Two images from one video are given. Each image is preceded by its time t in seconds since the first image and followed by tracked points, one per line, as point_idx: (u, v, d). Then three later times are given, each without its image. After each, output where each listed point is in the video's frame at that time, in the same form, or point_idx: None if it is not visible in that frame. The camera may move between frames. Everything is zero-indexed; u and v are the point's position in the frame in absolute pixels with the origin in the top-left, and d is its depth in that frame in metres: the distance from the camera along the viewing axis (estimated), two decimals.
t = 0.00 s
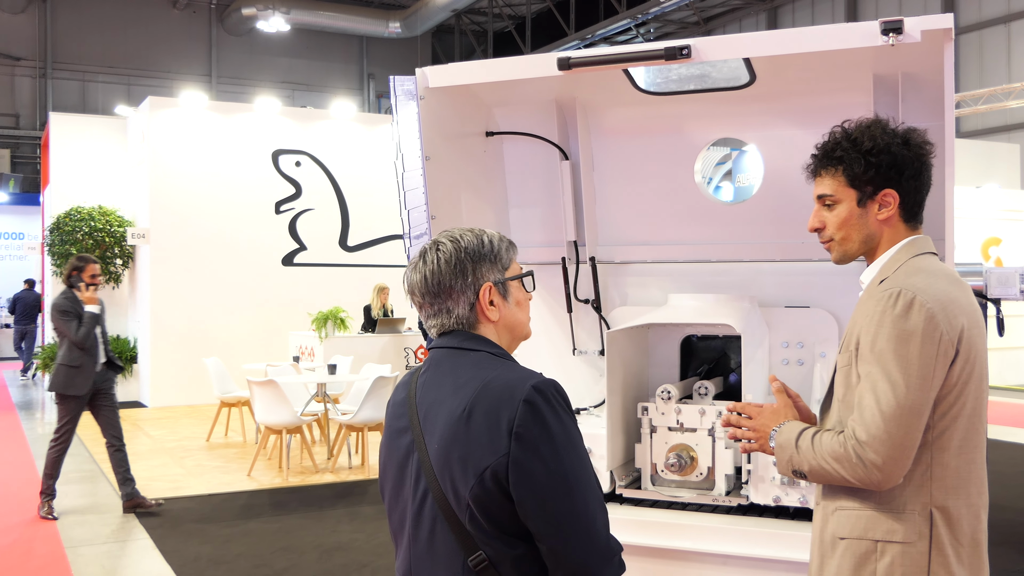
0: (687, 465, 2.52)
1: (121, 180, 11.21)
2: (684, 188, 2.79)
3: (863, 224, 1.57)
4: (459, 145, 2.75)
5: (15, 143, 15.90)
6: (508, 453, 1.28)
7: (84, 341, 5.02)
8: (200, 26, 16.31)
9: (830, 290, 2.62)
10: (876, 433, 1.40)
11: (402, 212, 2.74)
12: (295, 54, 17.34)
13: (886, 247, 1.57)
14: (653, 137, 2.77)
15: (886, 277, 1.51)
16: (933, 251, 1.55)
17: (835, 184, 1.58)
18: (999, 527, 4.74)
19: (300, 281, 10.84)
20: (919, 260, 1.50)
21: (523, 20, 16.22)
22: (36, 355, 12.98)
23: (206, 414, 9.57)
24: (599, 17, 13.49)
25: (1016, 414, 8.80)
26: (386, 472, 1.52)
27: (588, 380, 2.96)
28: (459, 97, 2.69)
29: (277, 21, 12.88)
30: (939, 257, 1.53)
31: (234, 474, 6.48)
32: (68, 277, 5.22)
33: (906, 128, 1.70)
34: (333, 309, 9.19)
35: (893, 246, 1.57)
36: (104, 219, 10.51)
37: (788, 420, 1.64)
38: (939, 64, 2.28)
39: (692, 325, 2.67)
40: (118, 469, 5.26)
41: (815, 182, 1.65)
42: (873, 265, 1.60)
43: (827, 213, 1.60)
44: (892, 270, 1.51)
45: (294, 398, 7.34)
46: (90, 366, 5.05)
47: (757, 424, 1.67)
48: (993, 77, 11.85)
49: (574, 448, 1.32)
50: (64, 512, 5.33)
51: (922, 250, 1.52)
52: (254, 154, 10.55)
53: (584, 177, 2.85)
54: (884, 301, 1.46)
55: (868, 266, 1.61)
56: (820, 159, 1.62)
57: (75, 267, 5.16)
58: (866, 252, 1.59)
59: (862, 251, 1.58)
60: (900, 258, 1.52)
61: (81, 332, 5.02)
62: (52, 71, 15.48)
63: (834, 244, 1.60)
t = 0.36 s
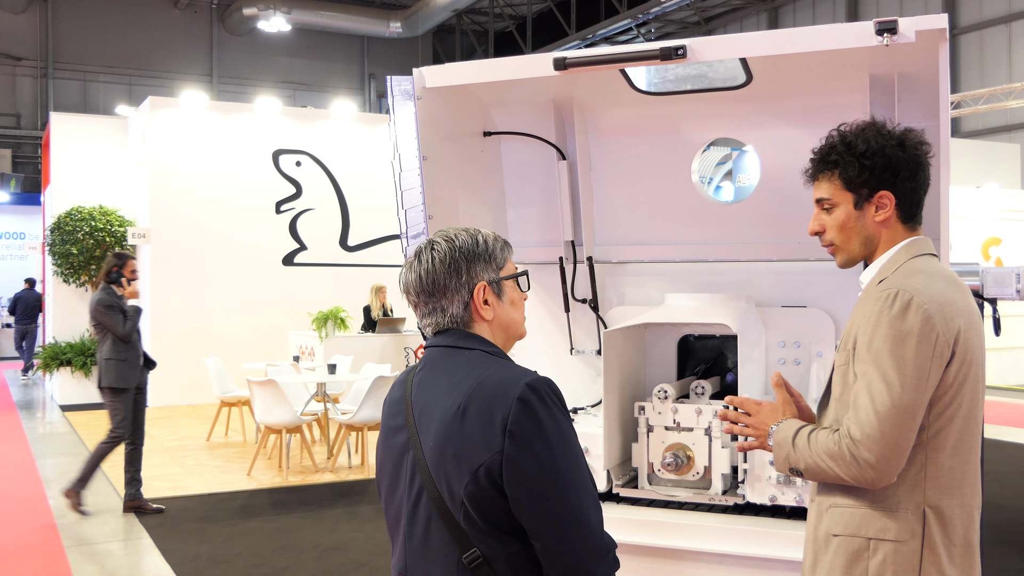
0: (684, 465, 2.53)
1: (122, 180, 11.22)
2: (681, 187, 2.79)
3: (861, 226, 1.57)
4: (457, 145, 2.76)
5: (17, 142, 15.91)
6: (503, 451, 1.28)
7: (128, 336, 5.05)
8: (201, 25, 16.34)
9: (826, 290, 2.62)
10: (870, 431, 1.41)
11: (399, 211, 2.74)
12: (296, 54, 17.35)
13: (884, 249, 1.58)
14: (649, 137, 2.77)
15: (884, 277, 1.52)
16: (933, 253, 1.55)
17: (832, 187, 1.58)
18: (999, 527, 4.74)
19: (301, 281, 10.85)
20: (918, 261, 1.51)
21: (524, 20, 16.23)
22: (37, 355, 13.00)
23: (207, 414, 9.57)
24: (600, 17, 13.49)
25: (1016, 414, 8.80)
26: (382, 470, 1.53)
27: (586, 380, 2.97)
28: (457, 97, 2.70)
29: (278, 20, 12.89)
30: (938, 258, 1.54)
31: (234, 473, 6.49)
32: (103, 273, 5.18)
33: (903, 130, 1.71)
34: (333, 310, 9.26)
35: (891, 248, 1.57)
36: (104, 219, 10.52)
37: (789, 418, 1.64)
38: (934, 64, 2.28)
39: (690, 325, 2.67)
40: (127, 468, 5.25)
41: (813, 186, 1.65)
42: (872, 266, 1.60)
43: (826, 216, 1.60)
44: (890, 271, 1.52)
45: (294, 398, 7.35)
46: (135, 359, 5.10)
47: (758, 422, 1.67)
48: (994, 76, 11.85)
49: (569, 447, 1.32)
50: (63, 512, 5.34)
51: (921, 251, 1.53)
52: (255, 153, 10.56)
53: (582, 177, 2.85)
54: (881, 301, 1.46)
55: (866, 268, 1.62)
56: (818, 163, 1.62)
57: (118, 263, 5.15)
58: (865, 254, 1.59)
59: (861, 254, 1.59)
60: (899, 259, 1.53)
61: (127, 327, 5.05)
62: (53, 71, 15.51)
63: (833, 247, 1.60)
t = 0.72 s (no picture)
0: (685, 464, 2.54)
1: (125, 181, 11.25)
2: (683, 188, 2.80)
3: (858, 226, 1.58)
4: (461, 145, 2.78)
5: (19, 142, 15.92)
6: (507, 449, 1.30)
7: (160, 335, 5.08)
8: (203, 26, 16.37)
9: (828, 290, 2.63)
10: (869, 427, 1.42)
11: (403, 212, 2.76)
12: (298, 55, 17.36)
13: (883, 250, 1.59)
14: (652, 137, 2.78)
15: (886, 277, 1.53)
16: (934, 253, 1.56)
17: (833, 184, 1.60)
18: (1000, 526, 4.74)
19: (302, 281, 10.86)
20: (919, 261, 1.51)
21: (525, 20, 16.22)
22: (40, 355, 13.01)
23: (209, 413, 9.58)
24: (602, 17, 13.48)
25: (1019, 414, 8.79)
26: (388, 469, 1.54)
27: (588, 380, 2.98)
28: (460, 98, 2.71)
29: (280, 20, 12.89)
30: (939, 259, 1.54)
31: (236, 473, 6.50)
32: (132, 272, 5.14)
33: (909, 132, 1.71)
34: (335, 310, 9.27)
35: (890, 249, 1.58)
36: (107, 219, 10.55)
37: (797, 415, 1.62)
38: (935, 65, 2.29)
39: (692, 325, 2.68)
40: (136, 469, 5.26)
41: (815, 183, 1.67)
42: (872, 267, 1.61)
43: (824, 213, 1.62)
44: (892, 270, 1.52)
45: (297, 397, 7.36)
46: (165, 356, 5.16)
47: (764, 416, 1.66)
48: (996, 76, 11.84)
49: (574, 446, 1.33)
50: (66, 511, 5.35)
51: (921, 251, 1.54)
52: (257, 153, 10.58)
53: (584, 177, 2.87)
54: (883, 301, 1.47)
55: (866, 269, 1.63)
56: (820, 160, 1.64)
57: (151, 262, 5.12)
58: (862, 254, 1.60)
59: (857, 253, 1.60)
60: (900, 259, 1.53)
61: (162, 325, 5.09)
62: (56, 71, 15.53)
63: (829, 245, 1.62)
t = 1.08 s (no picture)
0: (689, 462, 2.55)
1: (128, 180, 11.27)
2: (686, 187, 2.82)
3: (860, 231, 1.59)
4: (465, 145, 2.79)
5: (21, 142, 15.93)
6: (515, 445, 1.31)
7: (197, 338, 5.19)
8: (205, 26, 16.39)
9: (831, 289, 2.64)
10: (875, 425, 1.43)
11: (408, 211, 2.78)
12: (300, 55, 17.38)
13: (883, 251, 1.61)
14: (656, 137, 2.80)
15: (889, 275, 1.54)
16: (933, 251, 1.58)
17: (830, 194, 1.60)
18: (1003, 525, 4.75)
19: (305, 281, 10.87)
20: (919, 259, 1.53)
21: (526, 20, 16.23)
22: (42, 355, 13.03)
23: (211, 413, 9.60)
24: (603, 17, 13.49)
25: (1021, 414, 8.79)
26: (395, 466, 1.55)
27: (591, 379, 3.00)
28: (465, 98, 2.73)
29: (282, 21, 12.91)
30: (937, 256, 1.56)
31: (240, 472, 6.52)
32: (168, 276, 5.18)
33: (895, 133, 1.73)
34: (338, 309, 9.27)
35: (890, 250, 1.60)
36: (110, 219, 10.58)
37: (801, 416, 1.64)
38: (938, 65, 2.30)
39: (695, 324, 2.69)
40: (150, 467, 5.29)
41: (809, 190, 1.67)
42: (872, 267, 1.63)
43: (823, 222, 1.62)
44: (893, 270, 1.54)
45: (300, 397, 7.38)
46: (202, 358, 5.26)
47: (769, 419, 1.67)
48: (998, 77, 11.85)
49: (580, 442, 1.35)
50: (71, 510, 5.38)
51: (921, 250, 1.56)
52: (260, 154, 10.60)
53: (587, 176, 2.89)
54: (887, 299, 1.48)
55: (866, 268, 1.65)
56: (814, 169, 1.64)
57: (186, 266, 5.18)
58: (864, 257, 1.61)
59: (859, 257, 1.61)
60: (899, 259, 1.55)
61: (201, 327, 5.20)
62: (58, 71, 15.56)
63: (830, 253, 1.63)
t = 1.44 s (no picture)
0: (696, 460, 2.57)
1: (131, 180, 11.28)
2: (692, 186, 2.83)
3: (876, 219, 1.60)
4: (472, 144, 2.80)
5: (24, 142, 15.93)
6: (527, 442, 1.32)
7: (242, 333, 5.16)
8: (207, 26, 16.42)
9: (836, 288, 2.65)
10: (885, 426, 1.44)
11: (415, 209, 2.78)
12: (302, 55, 17.40)
13: (893, 244, 1.62)
14: (661, 136, 2.81)
15: (894, 272, 1.55)
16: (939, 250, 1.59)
17: (852, 175, 1.60)
18: (1006, 524, 4.76)
19: (308, 281, 10.88)
20: (925, 256, 1.54)
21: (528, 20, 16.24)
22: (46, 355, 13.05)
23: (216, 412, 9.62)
24: (605, 17, 13.50)
25: None
26: (406, 462, 1.56)
27: (597, 378, 3.01)
28: (471, 98, 2.74)
29: (284, 20, 12.92)
30: (943, 255, 1.57)
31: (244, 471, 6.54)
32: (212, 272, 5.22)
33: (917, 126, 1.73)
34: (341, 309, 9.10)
35: (900, 243, 1.61)
36: (114, 219, 10.60)
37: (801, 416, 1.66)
38: (945, 65, 2.31)
39: (702, 322, 2.70)
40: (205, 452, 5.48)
41: (829, 170, 1.68)
42: (879, 260, 1.64)
43: (839, 204, 1.63)
44: (900, 266, 1.55)
45: (304, 396, 7.39)
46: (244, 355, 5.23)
47: (751, 420, 1.65)
48: (1000, 77, 11.85)
49: (591, 440, 1.36)
50: (76, 508, 5.40)
51: (927, 247, 1.56)
52: (263, 153, 10.62)
53: (594, 175, 2.90)
54: (895, 297, 1.49)
55: (873, 262, 1.66)
56: (839, 148, 1.64)
57: (228, 262, 5.22)
58: (874, 247, 1.62)
59: (871, 245, 1.62)
60: (906, 255, 1.56)
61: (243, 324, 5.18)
62: (60, 71, 15.59)
63: (843, 236, 1.64)
